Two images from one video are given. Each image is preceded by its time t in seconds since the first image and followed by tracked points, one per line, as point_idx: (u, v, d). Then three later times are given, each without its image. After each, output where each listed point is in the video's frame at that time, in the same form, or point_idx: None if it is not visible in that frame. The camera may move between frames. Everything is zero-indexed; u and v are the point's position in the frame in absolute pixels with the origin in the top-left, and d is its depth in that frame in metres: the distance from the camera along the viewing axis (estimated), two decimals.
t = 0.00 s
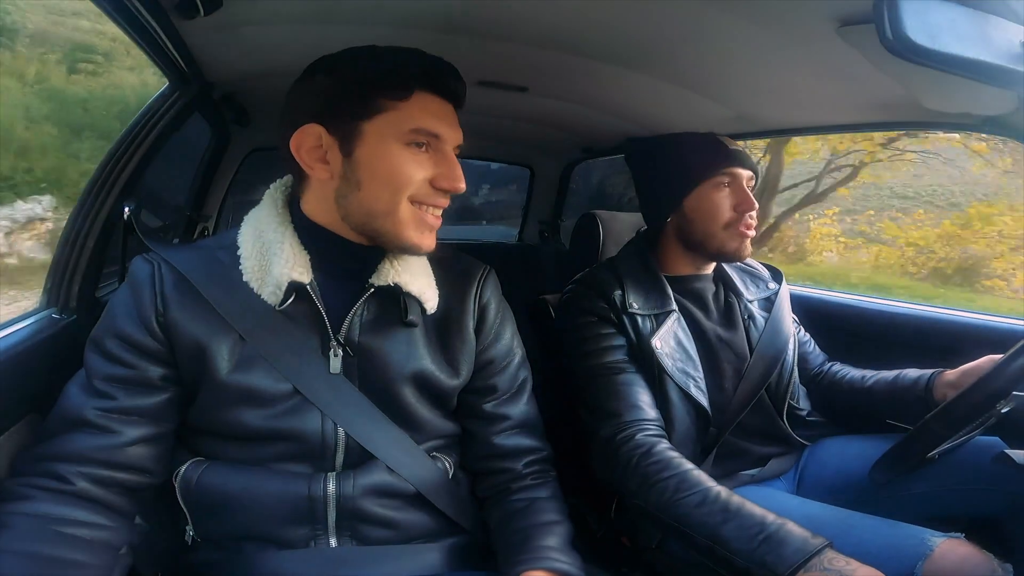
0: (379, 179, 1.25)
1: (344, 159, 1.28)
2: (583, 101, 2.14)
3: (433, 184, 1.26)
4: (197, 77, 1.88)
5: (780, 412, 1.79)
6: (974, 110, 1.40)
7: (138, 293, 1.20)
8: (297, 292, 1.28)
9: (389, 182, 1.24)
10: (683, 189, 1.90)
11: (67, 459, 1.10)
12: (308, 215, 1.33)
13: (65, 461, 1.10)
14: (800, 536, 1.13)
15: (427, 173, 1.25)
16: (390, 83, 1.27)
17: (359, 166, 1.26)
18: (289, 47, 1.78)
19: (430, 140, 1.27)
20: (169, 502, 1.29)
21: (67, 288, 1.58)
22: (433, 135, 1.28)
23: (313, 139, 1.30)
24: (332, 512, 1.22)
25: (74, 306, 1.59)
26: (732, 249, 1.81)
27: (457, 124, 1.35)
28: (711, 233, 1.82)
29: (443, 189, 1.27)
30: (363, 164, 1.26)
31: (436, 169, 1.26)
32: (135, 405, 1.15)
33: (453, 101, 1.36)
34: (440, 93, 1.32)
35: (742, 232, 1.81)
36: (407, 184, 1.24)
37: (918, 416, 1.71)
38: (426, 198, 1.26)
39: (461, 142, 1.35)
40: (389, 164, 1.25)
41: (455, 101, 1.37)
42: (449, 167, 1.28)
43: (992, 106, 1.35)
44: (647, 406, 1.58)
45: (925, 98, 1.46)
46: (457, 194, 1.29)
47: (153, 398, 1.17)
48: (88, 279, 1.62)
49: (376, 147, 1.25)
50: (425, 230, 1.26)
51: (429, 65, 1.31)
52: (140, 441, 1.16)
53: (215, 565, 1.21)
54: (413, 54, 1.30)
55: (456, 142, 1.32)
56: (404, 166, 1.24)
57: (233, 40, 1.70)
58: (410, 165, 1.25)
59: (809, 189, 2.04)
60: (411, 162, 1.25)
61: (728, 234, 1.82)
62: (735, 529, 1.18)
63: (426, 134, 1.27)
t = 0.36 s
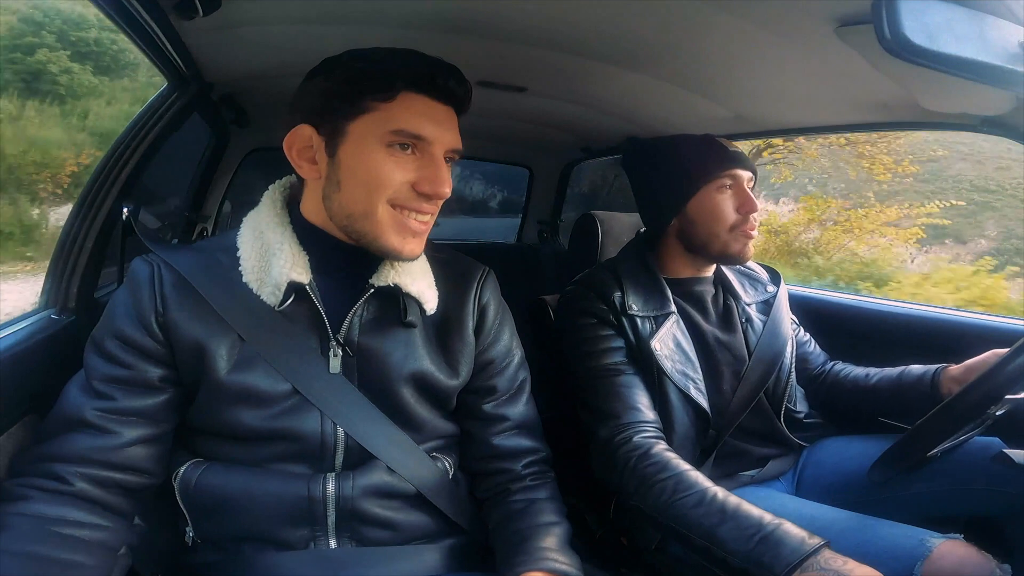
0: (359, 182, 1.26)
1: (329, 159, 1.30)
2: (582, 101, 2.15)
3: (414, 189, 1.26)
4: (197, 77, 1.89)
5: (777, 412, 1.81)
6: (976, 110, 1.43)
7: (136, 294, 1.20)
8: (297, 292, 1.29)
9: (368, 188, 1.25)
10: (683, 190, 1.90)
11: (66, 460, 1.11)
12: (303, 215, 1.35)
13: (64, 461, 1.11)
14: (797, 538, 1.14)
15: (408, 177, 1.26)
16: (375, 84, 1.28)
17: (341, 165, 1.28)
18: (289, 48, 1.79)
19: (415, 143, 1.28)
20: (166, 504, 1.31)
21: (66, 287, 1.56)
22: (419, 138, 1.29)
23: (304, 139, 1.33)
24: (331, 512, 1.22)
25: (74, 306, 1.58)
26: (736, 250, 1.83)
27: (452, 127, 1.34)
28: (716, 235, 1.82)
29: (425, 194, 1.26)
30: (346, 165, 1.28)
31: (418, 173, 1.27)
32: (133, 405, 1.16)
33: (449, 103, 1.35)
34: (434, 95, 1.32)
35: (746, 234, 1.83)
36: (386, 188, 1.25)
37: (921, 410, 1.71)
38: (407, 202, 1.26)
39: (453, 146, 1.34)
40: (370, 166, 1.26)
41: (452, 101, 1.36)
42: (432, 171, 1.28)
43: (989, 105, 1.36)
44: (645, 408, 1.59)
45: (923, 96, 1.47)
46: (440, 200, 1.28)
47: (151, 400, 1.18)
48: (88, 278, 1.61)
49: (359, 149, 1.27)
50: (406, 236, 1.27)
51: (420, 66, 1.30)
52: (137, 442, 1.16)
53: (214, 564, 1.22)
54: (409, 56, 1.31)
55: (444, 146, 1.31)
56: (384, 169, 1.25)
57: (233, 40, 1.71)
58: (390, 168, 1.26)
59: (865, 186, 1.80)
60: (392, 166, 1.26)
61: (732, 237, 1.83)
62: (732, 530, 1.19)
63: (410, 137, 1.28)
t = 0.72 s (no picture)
0: (354, 171, 1.26)
1: (325, 153, 1.31)
2: (581, 102, 2.15)
3: (409, 177, 1.26)
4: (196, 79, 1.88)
5: (779, 413, 1.80)
6: (974, 111, 1.39)
7: (137, 293, 1.19)
8: (297, 291, 1.28)
9: (362, 176, 1.25)
10: (684, 191, 1.88)
11: (67, 460, 1.10)
12: (304, 213, 1.36)
13: (64, 462, 1.10)
14: (796, 537, 1.13)
15: (402, 166, 1.27)
16: (369, 77, 1.30)
17: (337, 158, 1.29)
18: (288, 48, 1.78)
19: (408, 132, 1.29)
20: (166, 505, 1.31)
21: (66, 287, 1.55)
22: (413, 128, 1.30)
23: (300, 136, 1.34)
24: (331, 513, 1.21)
25: (73, 307, 1.57)
26: (737, 253, 1.81)
27: (448, 120, 1.36)
28: (718, 237, 1.81)
29: (419, 182, 1.27)
30: (340, 157, 1.28)
31: (412, 162, 1.27)
32: (133, 405, 1.15)
33: (444, 97, 1.37)
34: (429, 88, 1.34)
35: (748, 237, 1.81)
36: (380, 177, 1.25)
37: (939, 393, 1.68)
38: (401, 190, 1.26)
39: (448, 138, 1.35)
40: (364, 156, 1.26)
41: (446, 97, 1.38)
42: (426, 160, 1.28)
43: (987, 107, 1.35)
44: (647, 409, 1.58)
45: (920, 98, 1.45)
46: (435, 188, 1.28)
47: (150, 400, 1.17)
48: (87, 279, 1.60)
49: (353, 140, 1.28)
50: (402, 225, 1.27)
51: (413, 60, 1.33)
52: (138, 442, 1.15)
53: (214, 566, 1.21)
54: (403, 51, 1.33)
55: (439, 136, 1.32)
56: (378, 158, 1.26)
57: (231, 40, 1.70)
58: (385, 156, 1.26)
59: (931, 179, 1.59)
60: (385, 155, 1.27)
61: (734, 240, 1.82)
62: (731, 530, 1.19)
63: (403, 126, 1.29)
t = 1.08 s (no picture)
0: (342, 166, 1.26)
1: (316, 148, 1.31)
2: (581, 101, 2.14)
3: (397, 170, 1.26)
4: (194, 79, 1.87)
5: (780, 412, 1.81)
6: (973, 110, 1.42)
7: (136, 293, 1.18)
8: (296, 290, 1.27)
9: (349, 171, 1.25)
10: (687, 190, 1.87)
11: (67, 460, 1.08)
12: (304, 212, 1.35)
13: (65, 462, 1.08)
14: (794, 536, 1.13)
15: (390, 159, 1.26)
16: (358, 73, 1.30)
17: (325, 153, 1.29)
18: (287, 47, 1.78)
19: (396, 126, 1.29)
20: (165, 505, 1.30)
21: (64, 287, 1.51)
22: (400, 122, 1.29)
23: (293, 132, 1.36)
24: (332, 512, 1.20)
25: (72, 306, 1.53)
26: (736, 255, 1.81)
27: (439, 115, 1.35)
28: (717, 238, 1.80)
29: (408, 175, 1.26)
30: (330, 153, 1.28)
31: (401, 155, 1.27)
32: (135, 405, 1.14)
33: (434, 92, 1.36)
34: (418, 82, 1.34)
35: (747, 239, 1.80)
36: (367, 172, 1.25)
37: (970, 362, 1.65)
38: (389, 184, 1.26)
39: (438, 130, 1.34)
40: (352, 150, 1.26)
41: (437, 92, 1.38)
42: (415, 153, 1.28)
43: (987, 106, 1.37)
44: (646, 409, 1.57)
45: (920, 96, 1.48)
46: (424, 181, 1.28)
47: (151, 400, 1.16)
48: (84, 280, 1.56)
49: (342, 135, 1.28)
50: (392, 217, 1.26)
51: (403, 55, 1.32)
52: (139, 442, 1.14)
53: (213, 567, 1.20)
54: (393, 45, 1.33)
55: (428, 129, 1.32)
56: (366, 151, 1.26)
57: (229, 39, 1.70)
58: (373, 150, 1.26)
59: (990, 181, 1.46)
60: (373, 149, 1.27)
61: (732, 240, 1.81)
62: (728, 529, 1.19)
63: (391, 120, 1.29)
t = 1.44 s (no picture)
0: (352, 163, 1.26)
1: (323, 147, 1.30)
2: (580, 101, 2.13)
3: (408, 170, 1.26)
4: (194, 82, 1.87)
5: (780, 412, 1.82)
6: (971, 112, 1.38)
7: (134, 293, 1.16)
8: (300, 287, 1.26)
9: (361, 171, 1.25)
10: (683, 188, 1.86)
11: (66, 459, 1.07)
12: (306, 210, 1.33)
13: (64, 461, 1.07)
14: (783, 533, 1.15)
15: (401, 159, 1.26)
16: (363, 73, 1.29)
17: (334, 153, 1.28)
18: (282, 48, 1.76)
19: (406, 126, 1.28)
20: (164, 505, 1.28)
21: (60, 286, 1.54)
22: (410, 121, 1.29)
23: (297, 131, 1.34)
24: (337, 511, 1.18)
25: (67, 305, 1.55)
26: (732, 256, 1.78)
27: (445, 115, 1.35)
28: (712, 239, 1.78)
29: (419, 173, 1.26)
30: (337, 152, 1.28)
31: (410, 154, 1.27)
32: (136, 403, 1.12)
33: (438, 91, 1.36)
34: (423, 82, 1.33)
35: (741, 239, 1.78)
36: (380, 172, 1.25)
37: (993, 340, 1.63)
38: (402, 185, 1.26)
39: (445, 130, 1.34)
40: (362, 148, 1.26)
41: (440, 89, 1.38)
42: (425, 151, 1.28)
43: (982, 108, 1.35)
44: (644, 413, 1.55)
45: (920, 99, 1.44)
46: (434, 179, 1.28)
47: (152, 399, 1.14)
48: (81, 277, 1.59)
49: (350, 134, 1.27)
50: (403, 214, 1.26)
51: (407, 55, 1.33)
52: (139, 441, 1.12)
53: (211, 567, 1.17)
54: (398, 45, 1.33)
55: (435, 129, 1.32)
56: (376, 150, 1.26)
57: (228, 39, 1.67)
58: (383, 148, 1.26)
59: None
60: (384, 149, 1.26)
61: (729, 240, 1.78)
62: (719, 527, 1.20)
63: (400, 119, 1.28)
